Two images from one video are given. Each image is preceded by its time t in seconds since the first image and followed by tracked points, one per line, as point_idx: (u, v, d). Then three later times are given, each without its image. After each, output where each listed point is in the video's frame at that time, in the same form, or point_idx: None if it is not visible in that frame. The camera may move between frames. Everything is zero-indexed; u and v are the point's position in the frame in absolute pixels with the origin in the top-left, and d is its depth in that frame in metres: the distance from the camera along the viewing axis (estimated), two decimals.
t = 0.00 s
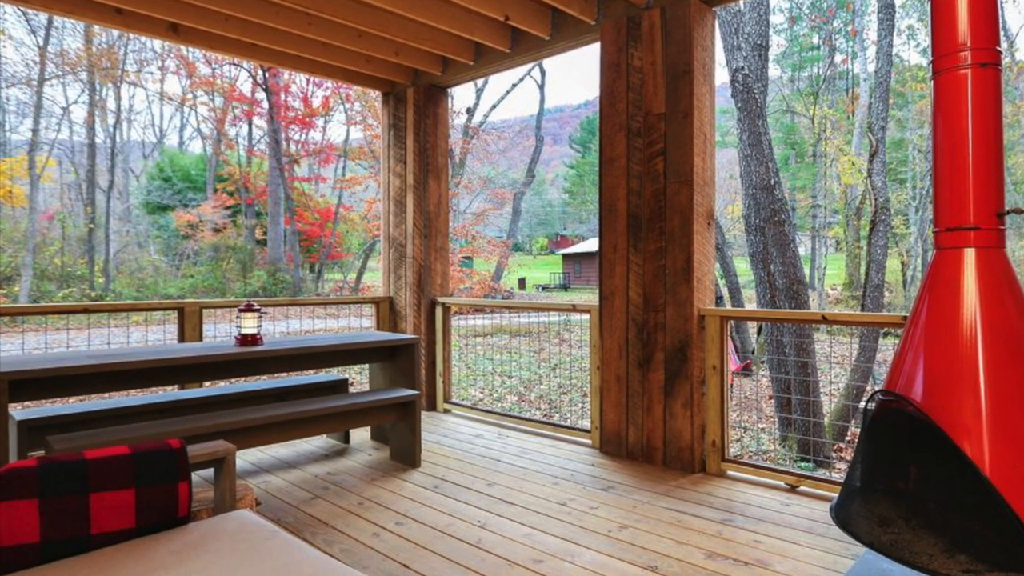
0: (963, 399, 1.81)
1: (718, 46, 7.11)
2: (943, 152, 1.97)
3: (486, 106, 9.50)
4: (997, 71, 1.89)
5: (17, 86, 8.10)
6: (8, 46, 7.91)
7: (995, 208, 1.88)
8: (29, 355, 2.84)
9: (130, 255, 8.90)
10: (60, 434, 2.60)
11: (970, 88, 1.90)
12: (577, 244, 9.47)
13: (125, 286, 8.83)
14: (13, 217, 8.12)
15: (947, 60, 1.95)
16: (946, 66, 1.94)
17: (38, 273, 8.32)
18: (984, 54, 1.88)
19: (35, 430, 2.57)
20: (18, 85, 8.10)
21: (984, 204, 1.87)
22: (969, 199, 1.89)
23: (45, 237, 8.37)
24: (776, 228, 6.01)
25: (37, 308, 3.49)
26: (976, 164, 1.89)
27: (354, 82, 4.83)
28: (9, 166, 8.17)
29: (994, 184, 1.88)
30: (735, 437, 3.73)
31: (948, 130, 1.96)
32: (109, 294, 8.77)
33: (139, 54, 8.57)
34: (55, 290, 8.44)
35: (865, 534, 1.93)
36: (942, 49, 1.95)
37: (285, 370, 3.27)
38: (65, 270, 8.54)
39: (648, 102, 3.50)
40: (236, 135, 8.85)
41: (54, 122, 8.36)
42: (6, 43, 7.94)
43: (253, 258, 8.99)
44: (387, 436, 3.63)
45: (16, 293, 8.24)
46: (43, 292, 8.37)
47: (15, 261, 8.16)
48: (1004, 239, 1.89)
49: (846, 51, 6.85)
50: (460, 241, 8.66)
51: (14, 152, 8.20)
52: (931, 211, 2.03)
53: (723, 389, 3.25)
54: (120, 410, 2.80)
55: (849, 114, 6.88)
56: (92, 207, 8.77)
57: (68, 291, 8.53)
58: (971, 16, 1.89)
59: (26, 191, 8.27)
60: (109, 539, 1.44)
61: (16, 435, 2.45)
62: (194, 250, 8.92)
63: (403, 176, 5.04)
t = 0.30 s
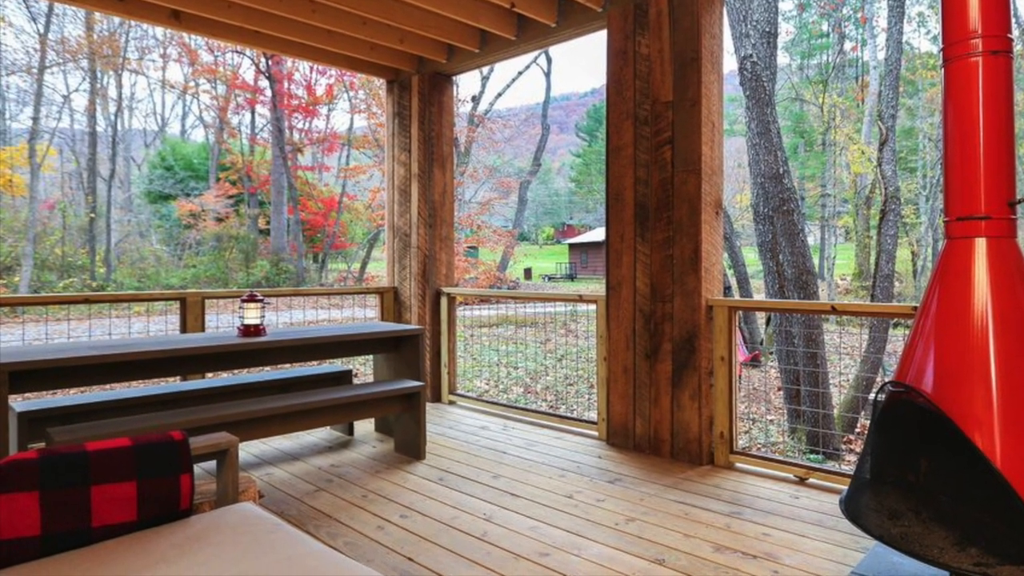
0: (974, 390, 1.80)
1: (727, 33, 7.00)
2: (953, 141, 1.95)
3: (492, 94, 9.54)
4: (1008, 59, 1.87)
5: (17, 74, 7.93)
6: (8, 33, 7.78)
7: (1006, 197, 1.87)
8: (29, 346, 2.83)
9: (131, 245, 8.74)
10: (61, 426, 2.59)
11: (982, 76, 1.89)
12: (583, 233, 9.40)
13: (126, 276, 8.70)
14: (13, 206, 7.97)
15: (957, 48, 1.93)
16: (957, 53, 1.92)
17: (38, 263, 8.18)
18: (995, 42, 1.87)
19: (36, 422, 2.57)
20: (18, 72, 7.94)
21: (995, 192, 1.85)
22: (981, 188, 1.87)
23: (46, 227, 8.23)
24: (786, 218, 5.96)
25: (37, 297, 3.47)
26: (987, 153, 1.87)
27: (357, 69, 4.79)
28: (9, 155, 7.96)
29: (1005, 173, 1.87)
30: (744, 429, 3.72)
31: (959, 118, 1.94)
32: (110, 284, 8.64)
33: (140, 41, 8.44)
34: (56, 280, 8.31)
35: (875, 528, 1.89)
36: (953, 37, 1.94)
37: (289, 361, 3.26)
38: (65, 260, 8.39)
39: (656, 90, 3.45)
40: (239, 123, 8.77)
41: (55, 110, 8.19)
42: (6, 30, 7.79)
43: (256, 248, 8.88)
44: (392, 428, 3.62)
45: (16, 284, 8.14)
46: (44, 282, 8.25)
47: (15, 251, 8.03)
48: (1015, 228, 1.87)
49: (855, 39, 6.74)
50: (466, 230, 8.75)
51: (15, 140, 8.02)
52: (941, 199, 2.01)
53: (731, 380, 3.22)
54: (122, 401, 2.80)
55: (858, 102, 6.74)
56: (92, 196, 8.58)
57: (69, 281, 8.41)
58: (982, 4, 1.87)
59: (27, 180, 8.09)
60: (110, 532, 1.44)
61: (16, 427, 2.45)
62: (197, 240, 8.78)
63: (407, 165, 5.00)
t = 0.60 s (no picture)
0: (985, 381, 1.76)
1: (735, 20, 6.89)
2: (963, 128, 1.91)
3: (497, 82, 9.34)
4: (1021, 46, 1.83)
5: (17, 61, 7.85)
6: (8, 20, 7.68)
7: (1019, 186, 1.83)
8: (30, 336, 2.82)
9: (132, 235, 8.70)
10: (61, 417, 2.59)
11: (994, 63, 1.85)
12: (590, 223, 9.34)
13: (127, 266, 8.67)
14: (13, 195, 7.91)
15: (969, 35, 1.89)
16: (968, 41, 1.88)
17: (38, 253, 8.16)
18: (1007, 28, 1.82)
19: (37, 414, 2.57)
20: (18, 60, 7.85)
21: (1008, 181, 1.81)
22: (993, 177, 1.83)
23: (46, 216, 8.18)
24: (795, 207, 5.90)
25: (38, 287, 3.47)
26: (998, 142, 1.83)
27: (361, 57, 4.75)
28: (9, 143, 7.90)
29: (1018, 162, 1.83)
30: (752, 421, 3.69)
31: (970, 106, 1.90)
32: (111, 274, 8.61)
33: (142, 28, 8.36)
34: (57, 270, 8.28)
35: (886, 520, 1.87)
36: (964, 24, 1.89)
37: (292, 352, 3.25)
38: (66, 250, 8.34)
39: (664, 78, 3.40)
40: (241, 111, 8.74)
41: (55, 99, 8.09)
42: (6, 17, 7.70)
43: (259, 238, 8.84)
44: (397, 419, 3.62)
45: (17, 274, 8.10)
46: (44, 272, 8.22)
47: (15, 241, 8.00)
48: None
49: (865, 26, 6.65)
50: (471, 219, 8.74)
51: (15, 128, 7.93)
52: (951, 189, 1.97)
53: (739, 370, 3.20)
54: (123, 392, 2.80)
55: (868, 90, 6.66)
56: (93, 185, 8.53)
57: (70, 271, 8.37)
58: None
59: (27, 169, 8.04)
60: (112, 525, 1.44)
61: (16, 418, 2.45)
62: (199, 230, 8.70)
63: (412, 154, 4.97)
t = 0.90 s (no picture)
0: (996, 373, 1.74)
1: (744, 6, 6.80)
2: (974, 117, 1.87)
3: (503, 70, 9.36)
4: None
5: (17, 48, 7.87)
6: (8, 7, 7.70)
7: None
8: (30, 326, 2.82)
9: (133, 224, 8.71)
10: (62, 408, 2.59)
11: (1005, 50, 1.81)
12: (597, 212, 9.27)
13: (129, 256, 8.68)
14: (13, 183, 7.95)
15: (980, 22, 1.85)
16: (979, 28, 1.84)
17: (39, 242, 8.17)
18: (1019, 15, 1.78)
19: (37, 405, 2.57)
20: (19, 47, 7.87)
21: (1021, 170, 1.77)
22: (1005, 166, 1.79)
23: (47, 205, 8.20)
24: (803, 196, 5.83)
25: (39, 277, 3.48)
26: (1010, 130, 1.80)
27: (366, 44, 4.71)
28: (9, 131, 7.93)
29: None
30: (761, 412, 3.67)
31: (981, 95, 1.86)
32: (113, 264, 8.62)
33: (143, 16, 8.32)
34: (57, 260, 8.30)
35: (895, 513, 1.84)
36: (975, 11, 1.85)
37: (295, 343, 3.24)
38: (67, 240, 8.37)
39: (671, 65, 3.35)
40: (245, 99, 8.67)
41: (56, 87, 8.09)
42: (6, 5, 7.71)
43: (262, 227, 8.83)
44: (401, 411, 3.61)
45: (17, 264, 8.11)
46: (45, 262, 8.21)
47: (15, 230, 8.02)
48: None
49: (875, 12, 6.58)
50: (477, 208, 8.73)
51: (15, 117, 7.94)
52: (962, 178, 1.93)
53: (748, 361, 3.17)
54: (125, 383, 2.79)
55: (878, 77, 6.57)
56: (95, 173, 8.55)
57: (70, 261, 8.39)
58: None
59: (27, 158, 8.06)
60: (114, 518, 1.43)
61: (16, 409, 2.45)
62: (201, 219, 8.73)
63: (417, 142, 4.94)
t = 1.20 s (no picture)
0: (1009, 364, 1.69)
1: None
2: (986, 105, 1.83)
3: (509, 57, 9.32)
4: None
5: (18, 36, 7.67)
6: None
7: None
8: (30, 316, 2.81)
9: (135, 213, 8.50)
10: (62, 399, 2.58)
11: (1017, 36, 1.76)
12: (604, 200, 9.16)
13: (130, 245, 8.48)
14: (13, 172, 7.71)
15: (991, 8, 1.80)
16: (991, 15, 1.79)
17: (40, 232, 7.96)
18: None
19: (37, 396, 2.56)
20: (19, 34, 7.68)
21: None
22: (1017, 155, 1.75)
23: (48, 193, 7.98)
24: (813, 184, 5.78)
25: (37, 267, 3.47)
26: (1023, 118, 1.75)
27: (370, 31, 4.67)
28: (9, 119, 7.68)
29: None
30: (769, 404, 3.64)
31: (991, 82, 1.82)
32: (114, 254, 8.43)
33: (144, 2, 8.17)
34: (58, 249, 8.09)
35: (906, 505, 1.82)
36: None
37: (297, 333, 3.22)
38: (68, 229, 8.16)
39: (679, 52, 3.30)
40: (248, 87, 8.58)
41: (56, 74, 7.91)
42: None
43: (265, 216, 8.73)
44: (406, 402, 3.60)
45: (17, 254, 7.91)
46: (45, 252, 8.02)
47: (15, 219, 7.82)
48: None
49: None
50: (483, 197, 8.83)
51: (16, 104, 7.70)
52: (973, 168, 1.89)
53: (757, 351, 3.14)
54: (126, 374, 2.79)
55: (889, 65, 6.49)
56: (96, 163, 8.29)
57: (71, 251, 8.18)
58: None
59: (27, 146, 7.82)
60: (115, 510, 1.43)
61: (16, 400, 2.44)
62: (204, 208, 8.58)
63: (421, 130, 4.90)
